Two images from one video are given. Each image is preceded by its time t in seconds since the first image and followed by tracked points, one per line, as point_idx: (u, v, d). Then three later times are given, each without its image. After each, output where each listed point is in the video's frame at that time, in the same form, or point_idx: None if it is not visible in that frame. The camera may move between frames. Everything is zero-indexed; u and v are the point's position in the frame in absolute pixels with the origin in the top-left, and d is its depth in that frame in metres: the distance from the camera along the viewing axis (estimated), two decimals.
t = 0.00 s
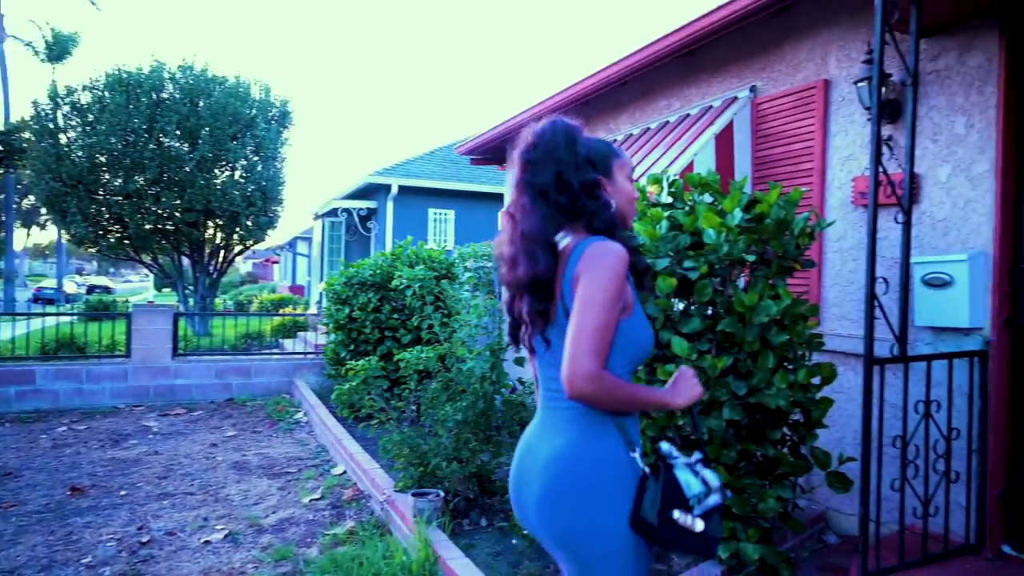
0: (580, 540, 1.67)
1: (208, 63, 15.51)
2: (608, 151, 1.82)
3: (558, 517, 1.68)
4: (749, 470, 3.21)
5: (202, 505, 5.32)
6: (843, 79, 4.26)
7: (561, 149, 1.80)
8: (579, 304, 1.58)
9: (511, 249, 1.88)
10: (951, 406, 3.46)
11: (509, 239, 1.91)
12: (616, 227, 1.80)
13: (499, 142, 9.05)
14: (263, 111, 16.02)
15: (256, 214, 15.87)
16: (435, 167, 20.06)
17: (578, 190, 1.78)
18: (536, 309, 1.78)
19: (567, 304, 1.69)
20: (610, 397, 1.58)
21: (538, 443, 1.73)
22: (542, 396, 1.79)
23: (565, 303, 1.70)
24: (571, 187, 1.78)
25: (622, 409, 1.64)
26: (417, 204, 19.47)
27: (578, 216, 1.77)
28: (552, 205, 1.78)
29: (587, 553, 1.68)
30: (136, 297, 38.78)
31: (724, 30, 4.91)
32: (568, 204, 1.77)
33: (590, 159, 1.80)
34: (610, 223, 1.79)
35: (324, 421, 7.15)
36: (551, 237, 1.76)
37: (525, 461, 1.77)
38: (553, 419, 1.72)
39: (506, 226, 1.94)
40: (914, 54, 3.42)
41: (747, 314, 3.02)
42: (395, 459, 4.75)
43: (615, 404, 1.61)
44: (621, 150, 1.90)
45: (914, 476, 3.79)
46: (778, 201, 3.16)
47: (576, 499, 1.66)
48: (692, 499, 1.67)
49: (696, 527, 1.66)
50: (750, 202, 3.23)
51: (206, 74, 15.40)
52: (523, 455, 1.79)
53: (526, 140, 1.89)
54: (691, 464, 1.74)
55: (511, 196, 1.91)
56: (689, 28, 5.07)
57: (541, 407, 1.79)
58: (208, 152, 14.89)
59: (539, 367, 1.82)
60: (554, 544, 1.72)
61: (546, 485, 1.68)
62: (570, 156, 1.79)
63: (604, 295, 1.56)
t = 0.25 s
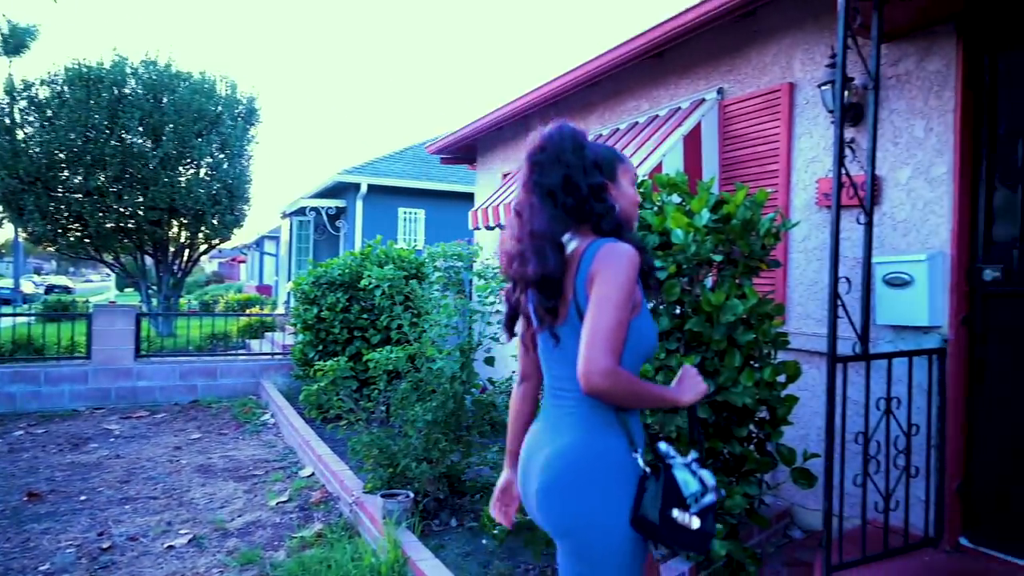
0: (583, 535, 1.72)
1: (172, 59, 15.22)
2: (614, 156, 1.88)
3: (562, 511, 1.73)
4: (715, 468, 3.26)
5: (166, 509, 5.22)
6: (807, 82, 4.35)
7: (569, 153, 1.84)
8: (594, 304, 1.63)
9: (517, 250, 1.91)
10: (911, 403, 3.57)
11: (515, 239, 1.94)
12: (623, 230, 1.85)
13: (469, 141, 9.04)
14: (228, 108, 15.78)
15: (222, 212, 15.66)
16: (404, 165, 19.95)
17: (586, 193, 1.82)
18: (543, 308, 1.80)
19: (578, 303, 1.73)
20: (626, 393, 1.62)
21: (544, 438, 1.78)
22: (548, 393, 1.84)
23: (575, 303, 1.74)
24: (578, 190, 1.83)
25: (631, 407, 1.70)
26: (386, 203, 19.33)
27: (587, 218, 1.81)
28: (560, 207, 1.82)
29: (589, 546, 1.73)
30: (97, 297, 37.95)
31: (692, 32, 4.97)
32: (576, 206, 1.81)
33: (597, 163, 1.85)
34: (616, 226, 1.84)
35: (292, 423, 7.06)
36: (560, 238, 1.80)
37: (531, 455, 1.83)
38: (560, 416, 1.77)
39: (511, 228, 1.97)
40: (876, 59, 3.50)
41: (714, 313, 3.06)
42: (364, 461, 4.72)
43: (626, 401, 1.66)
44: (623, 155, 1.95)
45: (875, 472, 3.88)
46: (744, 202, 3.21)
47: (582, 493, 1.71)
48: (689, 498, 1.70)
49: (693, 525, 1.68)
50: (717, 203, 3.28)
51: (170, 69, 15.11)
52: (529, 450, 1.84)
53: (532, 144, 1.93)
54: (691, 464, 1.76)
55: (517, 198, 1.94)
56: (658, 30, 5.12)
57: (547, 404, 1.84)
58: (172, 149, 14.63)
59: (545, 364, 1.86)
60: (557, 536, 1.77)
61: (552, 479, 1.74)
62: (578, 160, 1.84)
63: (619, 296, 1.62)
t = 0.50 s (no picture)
0: (584, 533, 1.77)
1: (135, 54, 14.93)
2: (618, 167, 1.93)
3: (564, 509, 1.78)
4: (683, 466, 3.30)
5: (128, 514, 5.11)
6: (773, 85, 4.42)
7: (575, 165, 1.89)
8: (603, 308, 1.67)
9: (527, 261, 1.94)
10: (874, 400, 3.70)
11: (525, 250, 1.98)
12: (630, 237, 1.90)
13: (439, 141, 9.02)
14: (195, 105, 15.71)
15: (188, 211, 15.45)
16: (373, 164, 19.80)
17: (594, 203, 1.87)
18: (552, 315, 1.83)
19: (586, 307, 1.78)
20: (636, 395, 1.66)
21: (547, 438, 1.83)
22: (552, 394, 1.88)
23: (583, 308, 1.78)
24: (586, 200, 1.87)
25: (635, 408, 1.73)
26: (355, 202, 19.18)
27: (594, 227, 1.86)
28: (569, 217, 1.86)
29: (588, 544, 1.77)
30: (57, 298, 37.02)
31: (662, 35, 5.02)
32: (584, 215, 1.85)
33: (603, 174, 1.90)
34: (624, 234, 1.89)
35: (259, 425, 6.97)
36: (569, 247, 1.84)
37: (535, 454, 1.88)
38: (564, 416, 1.82)
39: (520, 239, 2.01)
40: (839, 63, 3.58)
41: (683, 313, 3.13)
42: (333, 462, 4.68)
43: (633, 402, 1.70)
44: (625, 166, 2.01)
45: (839, 468, 3.95)
46: (712, 203, 3.24)
47: (582, 492, 1.75)
48: (679, 500, 1.75)
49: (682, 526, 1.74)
50: (686, 203, 3.32)
51: (132, 65, 14.81)
52: (533, 450, 1.89)
53: (538, 157, 1.97)
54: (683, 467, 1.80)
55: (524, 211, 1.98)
56: (627, 32, 5.17)
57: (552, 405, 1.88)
58: (135, 146, 14.38)
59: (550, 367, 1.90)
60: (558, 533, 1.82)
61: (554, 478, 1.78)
62: (585, 171, 1.89)
63: (627, 300, 1.66)
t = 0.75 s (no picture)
0: (589, 532, 1.81)
1: (98, 49, 14.60)
2: (620, 178, 1.98)
3: (570, 509, 1.82)
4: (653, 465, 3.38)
5: (92, 520, 5.00)
6: (742, 88, 4.48)
7: (580, 179, 1.93)
8: (609, 311, 1.73)
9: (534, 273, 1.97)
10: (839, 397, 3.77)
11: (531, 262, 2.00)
12: (634, 246, 1.95)
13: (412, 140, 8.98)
14: (160, 101, 15.38)
15: (153, 210, 15.14)
16: (343, 163, 19.64)
17: (600, 214, 1.91)
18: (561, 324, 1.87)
19: (592, 312, 1.82)
20: (637, 395, 1.73)
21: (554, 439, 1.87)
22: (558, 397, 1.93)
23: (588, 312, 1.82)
24: (592, 211, 1.91)
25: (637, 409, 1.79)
26: (325, 202, 19.00)
27: (601, 237, 1.90)
28: (576, 229, 1.89)
29: (593, 544, 1.81)
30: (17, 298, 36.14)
31: (634, 36, 5.06)
32: (591, 226, 1.89)
33: (607, 186, 1.95)
34: (628, 244, 1.94)
35: (227, 427, 6.87)
36: (577, 258, 1.88)
37: (542, 455, 1.92)
38: (571, 418, 1.86)
39: (524, 252, 2.03)
40: (807, 66, 3.63)
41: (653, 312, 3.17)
42: (304, 464, 4.63)
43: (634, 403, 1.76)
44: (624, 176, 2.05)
45: (806, 464, 4.02)
46: (682, 204, 3.28)
47: (588, 492, 1.79)
48: (676, 497, 1.79)
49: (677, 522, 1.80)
50: (657, 203, 3.35)
51: (96, 60, 14.48)
52: (540, 452, 1.93)
53: (541, 171, 2.01)
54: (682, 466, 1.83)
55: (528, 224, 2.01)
56: (599, 33, 5.19)
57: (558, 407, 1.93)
58: (99, 143, 14.05)
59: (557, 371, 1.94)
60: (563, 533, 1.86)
61: (560, 479, 1.83)
62: (589, 183, 1.93)
63: (632, 303, 1.72)
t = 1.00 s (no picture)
0: (597, 525, 1.86)
1: (63, 43, 14.29)
2: (620, 178, 2.05)
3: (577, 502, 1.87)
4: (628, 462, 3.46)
5: (57, 525, 4.89)
6: (714, 89, 4.52)
7: (583, 179, 2.00)
8: (613, 304, 1.80)
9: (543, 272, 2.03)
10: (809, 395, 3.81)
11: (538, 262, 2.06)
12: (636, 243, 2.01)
13: (385, 139, 8.93)
14: (129, 98, 15.18)
15: (120, 208, 14.85)
16: (315, 161, 19.46)
17: (603, 212, 1.97)
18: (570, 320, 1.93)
19: (597, 307, 1.88)
20: (640, 384, 1.80)
21: (559, 435, 1.92)
22: (564, 393, 1.98)
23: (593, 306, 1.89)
24: (595, 210, 1.97)
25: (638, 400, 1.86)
26: (297, 201, 18.81)
27: (604, 233, 1.96)
28: (580, 226, 1.95)
29: (601, 535, 1.86)
30: None
31: (608, 37, 5.09)
32: (595, 223, 1.95)
33: (608, 187, 2.03)
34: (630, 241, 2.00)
35: (197, 428, 6.77)
36: (583, 254, 1.94)
37: (547, 450, 1.97)
38: (576, 413, 1.91)
39: (531, 252, 2.10)
40: (778, 69, 3.68)
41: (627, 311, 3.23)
42: (276, 466, 4.58)
43: (637, 394, 1.83)
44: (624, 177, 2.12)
45: (777, 461, 4.07)
46: (656, 204, 3.33)
47: (594, 486, 1.84)
48: (680, 483, 1.84)
49: (682, 507, 1.84)
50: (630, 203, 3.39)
51: (61, 55, 14.18)
52: (544, 448, 1.98)
53: (545, 173, 2.08)
54: (682, 453, 1.90)
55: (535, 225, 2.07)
56: (573, 33, 5.21)
57: (563, 403, 1.98)
58: (65, 140, 13.76)
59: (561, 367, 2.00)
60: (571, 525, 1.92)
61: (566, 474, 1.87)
62: (592, 183, 2.00)
63: (636, 297, 1.79)
